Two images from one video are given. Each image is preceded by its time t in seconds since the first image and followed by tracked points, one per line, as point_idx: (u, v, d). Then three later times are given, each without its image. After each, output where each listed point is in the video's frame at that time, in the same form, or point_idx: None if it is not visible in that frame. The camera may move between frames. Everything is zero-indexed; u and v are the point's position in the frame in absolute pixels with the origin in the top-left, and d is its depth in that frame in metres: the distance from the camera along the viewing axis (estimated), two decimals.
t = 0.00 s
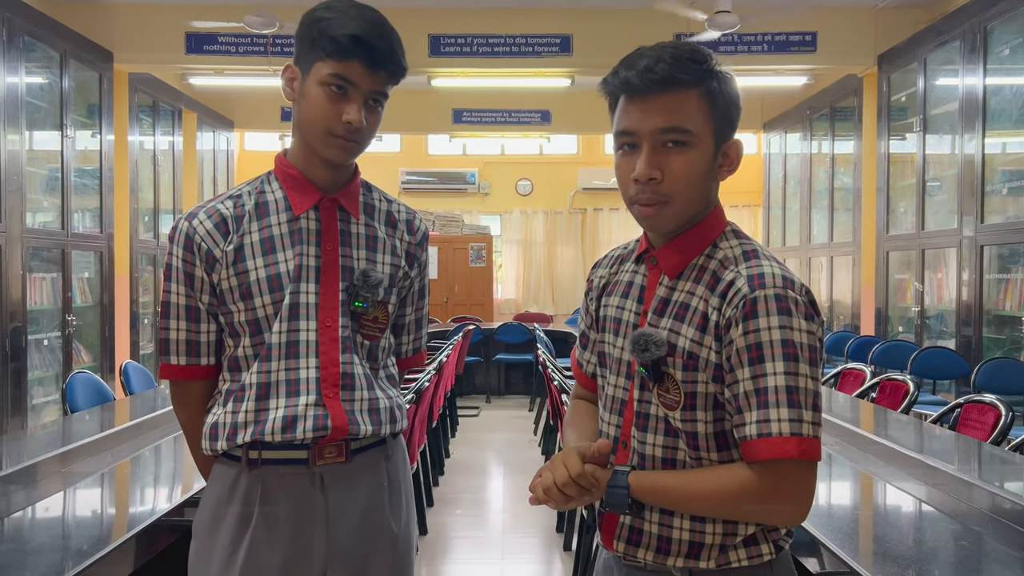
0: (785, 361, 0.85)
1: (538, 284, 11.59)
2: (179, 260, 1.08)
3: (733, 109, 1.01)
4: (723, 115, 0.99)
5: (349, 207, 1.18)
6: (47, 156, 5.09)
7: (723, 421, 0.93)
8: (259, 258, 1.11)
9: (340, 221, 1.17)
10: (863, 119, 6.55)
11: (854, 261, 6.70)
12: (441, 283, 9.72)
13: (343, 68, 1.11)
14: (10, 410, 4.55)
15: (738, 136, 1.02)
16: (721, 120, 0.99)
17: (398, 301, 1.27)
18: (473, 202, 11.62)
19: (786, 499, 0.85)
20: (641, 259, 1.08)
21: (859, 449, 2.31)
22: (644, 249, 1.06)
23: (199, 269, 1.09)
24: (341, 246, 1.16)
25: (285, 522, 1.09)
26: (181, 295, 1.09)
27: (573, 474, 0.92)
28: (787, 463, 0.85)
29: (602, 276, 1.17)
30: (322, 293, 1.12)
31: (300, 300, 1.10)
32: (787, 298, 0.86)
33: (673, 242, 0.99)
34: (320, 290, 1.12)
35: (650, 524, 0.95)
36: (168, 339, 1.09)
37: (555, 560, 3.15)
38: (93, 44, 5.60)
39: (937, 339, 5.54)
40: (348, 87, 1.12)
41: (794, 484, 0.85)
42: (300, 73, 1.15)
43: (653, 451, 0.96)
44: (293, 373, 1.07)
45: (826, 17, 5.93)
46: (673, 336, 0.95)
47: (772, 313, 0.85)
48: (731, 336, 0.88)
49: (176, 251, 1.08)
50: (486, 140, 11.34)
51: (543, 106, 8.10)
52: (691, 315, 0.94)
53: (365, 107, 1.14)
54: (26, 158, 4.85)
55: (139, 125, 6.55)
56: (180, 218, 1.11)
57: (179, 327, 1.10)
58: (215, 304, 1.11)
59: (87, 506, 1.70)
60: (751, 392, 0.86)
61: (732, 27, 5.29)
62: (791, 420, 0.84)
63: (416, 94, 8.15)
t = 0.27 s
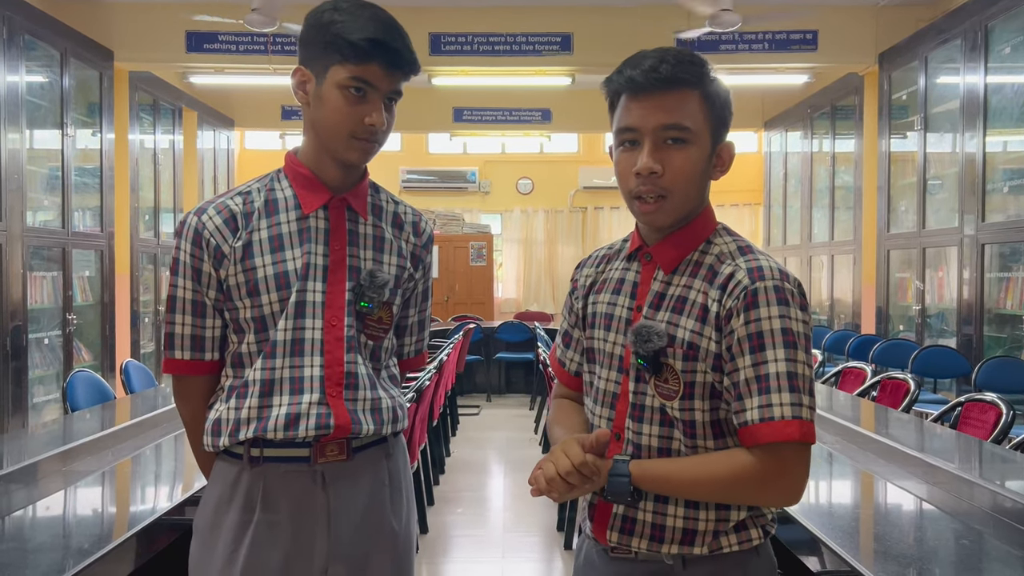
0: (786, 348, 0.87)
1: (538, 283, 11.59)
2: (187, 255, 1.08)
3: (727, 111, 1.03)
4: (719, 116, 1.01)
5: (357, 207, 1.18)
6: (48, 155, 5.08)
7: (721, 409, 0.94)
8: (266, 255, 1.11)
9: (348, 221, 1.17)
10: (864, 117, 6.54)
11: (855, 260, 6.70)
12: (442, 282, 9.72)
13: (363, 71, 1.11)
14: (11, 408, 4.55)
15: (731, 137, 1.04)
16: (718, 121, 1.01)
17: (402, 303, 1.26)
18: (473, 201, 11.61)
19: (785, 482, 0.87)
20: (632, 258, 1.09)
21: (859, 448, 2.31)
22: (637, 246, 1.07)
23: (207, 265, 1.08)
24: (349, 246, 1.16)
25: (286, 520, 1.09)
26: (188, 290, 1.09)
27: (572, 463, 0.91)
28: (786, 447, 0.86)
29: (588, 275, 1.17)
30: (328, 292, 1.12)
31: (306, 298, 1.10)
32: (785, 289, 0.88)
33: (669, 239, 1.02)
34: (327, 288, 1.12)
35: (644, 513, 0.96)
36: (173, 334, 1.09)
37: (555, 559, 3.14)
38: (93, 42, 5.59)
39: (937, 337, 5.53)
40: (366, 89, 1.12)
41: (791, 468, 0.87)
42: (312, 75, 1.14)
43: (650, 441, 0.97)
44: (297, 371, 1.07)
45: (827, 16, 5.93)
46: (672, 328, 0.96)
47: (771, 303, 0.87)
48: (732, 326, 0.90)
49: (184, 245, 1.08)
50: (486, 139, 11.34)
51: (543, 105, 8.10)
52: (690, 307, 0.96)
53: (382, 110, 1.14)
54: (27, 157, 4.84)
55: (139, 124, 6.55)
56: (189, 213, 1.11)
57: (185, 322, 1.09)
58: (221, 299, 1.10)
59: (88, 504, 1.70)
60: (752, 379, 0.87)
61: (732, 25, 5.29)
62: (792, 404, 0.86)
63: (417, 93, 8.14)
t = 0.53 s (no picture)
0: (765, 331, 0.95)
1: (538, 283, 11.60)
2: (190, 254, 1.08)
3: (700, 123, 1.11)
4: (695, 126, 1.09)
5: (359, 206, 1.18)
6: (48, 154, 5.09)
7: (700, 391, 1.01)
8: (268, 253, 1.10)
9: (350, 220, 1.17)
10: (863, 116, 6.54)
11: (855, 258, 6.70)
12: (442, 281, 9.72)
13: (352, 66, 1.11)
14: (11, 407, 4.55)
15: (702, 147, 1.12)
16: (693, 131, 1.08)
17: (404, 302, 1.26)
18: (473, 201, 11.61)
19: (762, 455, 0.94)
20: (609, 257, 1.14)
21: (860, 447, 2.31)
22: (615, 245, 1.13)
23: (209, 264, 1.08)
24: (350, 245, 1.16)
25: (287, 519, 1.09)
26: (189, 289, 1.09)
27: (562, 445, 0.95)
28: (764, 421, 0.94)
29: (560, 275, 1.19)
30: (330, 290, 1.12)
31: (308, 296, 1.10)
32: (761, 278, 0.97)
33: (649, 236, 1.08)
34: (328, 287, 1.12)
35: (629, 494, 1.01)
36: (175, 332, 1.09)
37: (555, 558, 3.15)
38: (93, 41, 5.59)
39: (937, 336, 5.53)
40: (359, 85, 1.12)
41: (768, 442, 0.94)
42: (308, 74, 1.15)
43: (633, 424, 1.02)
44: (299, 369, 1.07)
45: (826, 14, 5.94)
46: (655, 317, 1.01)
47: (751, 291, 0.96)
48: (715, 313, 0.97)
49: (186, 244, 1.08)
50: (486, 139, 11.34)
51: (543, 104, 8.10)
52: (672, 297, 1.02)
53: (376, 104, 1.15)
54: (26, 156, 4.84)
55: (139, 123, 6.55)
56: (192, 211, 1.11)
57: (187, 320, 1.09)
58: (223, 298, 1.10)
59: (88, 503, 1.70)
60: (734, 360, 0.94)
61: (732, 24, 5.29)
62: (773, 381, 0.93)
63: (417, 92, 8.14)
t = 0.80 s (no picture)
0: (745, 316, 1.03)
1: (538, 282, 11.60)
2: (188, 254, 1.08)
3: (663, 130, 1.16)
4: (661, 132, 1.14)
5: (357, 204, 1.18)
6: (48, 153, 5.09)
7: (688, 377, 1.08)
8: (267, 252, 1.10)
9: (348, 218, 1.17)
10: (863, 116, 6.54)
11: (854, 258, 6.69)
12: (442, 281, 9.72)
13: (347, 62, 1.11)
14: (11, 407, 4.55)
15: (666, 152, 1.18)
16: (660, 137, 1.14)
17: (404, 299, 1.26)
18: (473, 200, 11.61)
19: (750, 430, 1.02)
20: (583, 260, 1.15)
21: (860, 446, 2.31)
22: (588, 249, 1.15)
23: (207, 263, 1.08)
24: (349, 243, 1.16)
25: (287, 519, 1.09)
26: (188, 288, 1.08)
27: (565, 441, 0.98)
28: (750, 397, 1.03)
29: (532, 280, 1.19)
30: (329, 288, 1.12)
31: (307, 294, 1.10)
32: (736, 269, 1.06)
33: (624, 238, 1.12)
34: (328, 285, 1.12)
35: (634, 479, 1.04)
36: (174, 332, 1.09)
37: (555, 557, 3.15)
38: (92, 41, 5.59)
39: (937, 335, 5.53)
40: (354, 81, 1.12)
41: (753, 418, 1.02)
42: (303, 74, 1.14)
43: (628, 414, 1.06)
44: (299, 367, 1.07)
45: (826, 14, 5.93)
46: (643, 310, 1.06)
47: (730, 281, 1.04)
48: (700, 303, 1.04)
49: (185, 244, 1.08)
50: (486, 138, 11.33)
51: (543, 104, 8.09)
52: (657, 291, 1.07)
53: (373, 99, 1.15)
54: (26, 155, 4.84)
55: (139, 122, 6.55)
56: (190, 211, 1.10)
57: (186, 320, 1.09)
58: (222, 297, 1.10)
59: (88, 503, 1.70)
60: (720, 344, 1.02)
61: (732, 24, 5.29)
62: (756, 360, 1.02)
63: (417, 91, 8.15)
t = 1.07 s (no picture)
0: (742, 307, 1.06)
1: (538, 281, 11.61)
2: (186, 253, 1.08)
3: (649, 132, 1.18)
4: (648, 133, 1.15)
5: (355, 202, 1.18)
6: (48, 153, 5.08)
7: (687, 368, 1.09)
8: (265, 250, 1.10)
9: (346, 216, 1.17)
10: (863, 115, 6.54)
11: (854, 257, 6.70)
12: (442, 281, 9.72)
13: (346, 62, 1.12)
14: (11, 407, 4.55)
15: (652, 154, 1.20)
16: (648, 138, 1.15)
17: (402, 298, 1.26)
18: (473, 200, 11.61)
19: (751, 415, 1.04)
20: (578, 260, 1.15)
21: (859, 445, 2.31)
22: (582, 250, 1.15)
23: (205, 262, 1.09)
24: (347, 241, 1.16)
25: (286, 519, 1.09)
26: (186, 287, 1.09)
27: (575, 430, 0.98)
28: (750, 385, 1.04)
29: (527, 282, 1.18)
30: (328, 287, 1.12)
31: (305, 293, 1.10)
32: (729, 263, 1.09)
33: (620, 235, 1.12)
34: (326, 284, 1.12)
35: (639, 472, 1.04)
36: (172, 331, 1.09)
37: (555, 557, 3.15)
38: (92, 41, 5.59)
39: (937, 335, 5.53)
40: (353, 81, 1.13)
41: (753, 404, 1.04)
42: (300, 73, 1.14)
43: (632, 407, 1.06)
44: (297, 365, 1.08)
45: (826, 13, 5.94)
46: (644, 304, 1.07)
47: (726, 275, 1.07)
48: (699, 295, 1.06)
49: (182, 243, 1.08)
50: (486, 138, 11.34)
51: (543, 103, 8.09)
52: (655, 286, 1.08)
53: (371, 99, 1.15)
54: (26, 155, 4.84)
55: (139, 123, 6.55)
56: (187, 211, 1.11)
57: (183, 319, 1.09)
58: (220, 296, 1.11)
59: (88, 503, 1.70)
60: (720, 335, 1.04)
61: (732, 23, 5.29)
62: (755, 348, 1.04)
63: (417, 91, 8.15)
